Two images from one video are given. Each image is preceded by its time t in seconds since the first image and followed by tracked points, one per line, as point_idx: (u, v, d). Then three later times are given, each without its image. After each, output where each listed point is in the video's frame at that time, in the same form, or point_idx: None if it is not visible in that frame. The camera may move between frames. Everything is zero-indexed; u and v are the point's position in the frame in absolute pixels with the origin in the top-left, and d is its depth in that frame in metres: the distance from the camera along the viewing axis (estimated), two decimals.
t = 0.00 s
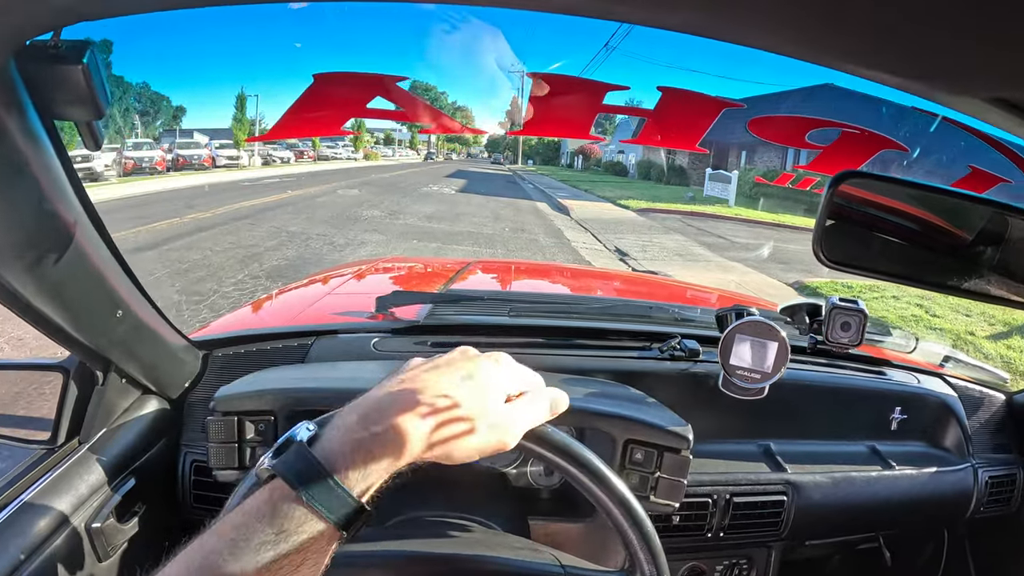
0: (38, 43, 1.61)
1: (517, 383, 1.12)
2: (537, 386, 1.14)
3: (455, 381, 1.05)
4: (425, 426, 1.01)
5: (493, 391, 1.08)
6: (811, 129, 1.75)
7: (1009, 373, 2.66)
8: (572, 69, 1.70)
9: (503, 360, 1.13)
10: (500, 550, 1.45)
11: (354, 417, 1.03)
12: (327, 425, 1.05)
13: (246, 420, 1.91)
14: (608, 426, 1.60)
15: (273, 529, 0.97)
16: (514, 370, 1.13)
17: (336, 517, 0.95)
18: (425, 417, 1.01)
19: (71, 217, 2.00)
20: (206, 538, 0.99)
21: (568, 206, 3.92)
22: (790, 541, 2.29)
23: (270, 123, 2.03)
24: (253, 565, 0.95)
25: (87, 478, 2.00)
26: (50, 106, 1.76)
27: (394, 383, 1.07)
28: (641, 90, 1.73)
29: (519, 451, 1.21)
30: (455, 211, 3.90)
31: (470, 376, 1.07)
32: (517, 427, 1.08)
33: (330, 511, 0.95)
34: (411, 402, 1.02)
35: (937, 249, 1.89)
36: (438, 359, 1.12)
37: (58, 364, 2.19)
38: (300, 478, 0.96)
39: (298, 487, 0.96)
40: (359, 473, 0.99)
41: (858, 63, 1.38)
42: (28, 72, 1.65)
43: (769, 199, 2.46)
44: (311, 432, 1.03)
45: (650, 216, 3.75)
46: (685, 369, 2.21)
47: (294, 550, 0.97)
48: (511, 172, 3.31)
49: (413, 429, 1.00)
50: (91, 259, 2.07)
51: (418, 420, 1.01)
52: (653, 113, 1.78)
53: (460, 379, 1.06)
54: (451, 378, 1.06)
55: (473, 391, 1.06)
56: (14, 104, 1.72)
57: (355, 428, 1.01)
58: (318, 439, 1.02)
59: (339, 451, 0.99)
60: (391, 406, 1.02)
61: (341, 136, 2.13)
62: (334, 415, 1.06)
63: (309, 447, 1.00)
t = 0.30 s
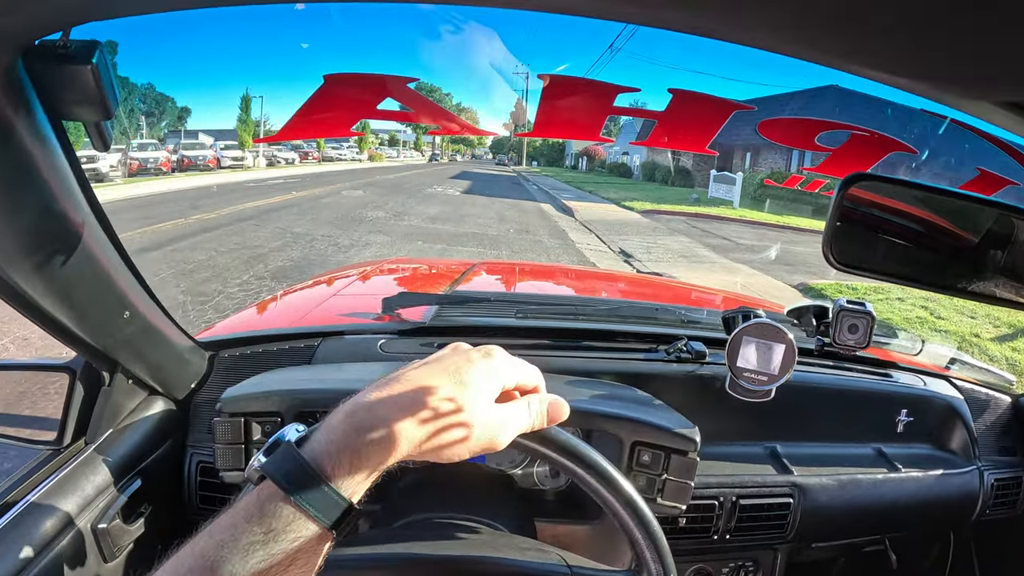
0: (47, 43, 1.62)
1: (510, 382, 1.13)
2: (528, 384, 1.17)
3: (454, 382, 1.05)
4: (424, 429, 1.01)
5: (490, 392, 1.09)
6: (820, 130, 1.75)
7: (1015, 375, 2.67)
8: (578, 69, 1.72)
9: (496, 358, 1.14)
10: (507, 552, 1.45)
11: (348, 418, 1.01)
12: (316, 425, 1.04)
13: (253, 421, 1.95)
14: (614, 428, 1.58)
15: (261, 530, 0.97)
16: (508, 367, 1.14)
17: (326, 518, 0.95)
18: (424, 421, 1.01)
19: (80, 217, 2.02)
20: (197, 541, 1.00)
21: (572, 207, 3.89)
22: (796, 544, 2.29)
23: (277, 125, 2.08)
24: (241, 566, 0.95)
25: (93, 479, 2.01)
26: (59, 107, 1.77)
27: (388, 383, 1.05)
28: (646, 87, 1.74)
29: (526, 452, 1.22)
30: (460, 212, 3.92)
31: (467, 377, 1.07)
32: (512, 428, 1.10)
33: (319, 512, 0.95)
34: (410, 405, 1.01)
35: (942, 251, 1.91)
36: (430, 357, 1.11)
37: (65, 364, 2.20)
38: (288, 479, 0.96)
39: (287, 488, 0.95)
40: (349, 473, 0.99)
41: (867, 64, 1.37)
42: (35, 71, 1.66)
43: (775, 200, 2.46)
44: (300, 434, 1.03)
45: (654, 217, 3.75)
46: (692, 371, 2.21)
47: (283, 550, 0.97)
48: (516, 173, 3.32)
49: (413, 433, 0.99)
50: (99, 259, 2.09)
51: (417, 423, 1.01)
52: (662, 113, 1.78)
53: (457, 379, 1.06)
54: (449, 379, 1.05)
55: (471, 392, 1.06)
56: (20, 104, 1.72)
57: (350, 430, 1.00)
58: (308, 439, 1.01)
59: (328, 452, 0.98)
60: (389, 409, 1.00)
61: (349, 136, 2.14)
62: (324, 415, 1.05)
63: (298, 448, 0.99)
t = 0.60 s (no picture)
0: (57, 45, 1.61)
1: (509, 360, 1.08)
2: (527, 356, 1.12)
3: (457, 382, 1.00)
4: (430, 437, 0.99)
5: (492, 383, 1.05)
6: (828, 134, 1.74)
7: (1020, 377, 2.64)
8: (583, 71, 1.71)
9: (494, 338, 1.07)
10: (514, 554, 1.46)
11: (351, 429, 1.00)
12: (316, 435, 1.05)
13: (261, 423, 1.96)
14: (621, 430, 1.59)
15: (266, 544, 1.00)
16: (508, 347, 1.07)
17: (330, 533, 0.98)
18: (429, 427, 0.99)
19: (87, 219, 2.03)
20: (203, 552, 1.03)
21: (576, 209, 3.92)
22: (802, 546, 2.28)
23: (282, 127, 2.10)
24: None
25: (99, 479, 2.02)
26: (69, 110, 1.77)
27: (386, 386, 1.00)
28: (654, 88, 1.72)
29: (535, 455, 1.23)
30: (464, 214, 3.93)
31: (469, 372, 1.02)
32: (517, 415, 1.09)
33: (322, 528, 0.97)
34: (413, 414, 0.98)
35: (947, 252, 1.89)
36: (424, 342, 1.04)
37: (71, 366, 2.22)
38: (292, 499, 0.97)
39: (289, 505, 0.97)
40: (351, 485, 1.00)
41: (872, 67, 1.38)
42: (45, 73, 1.66)
43: (780, 203, 2.46)
44: (299, 443, 1.03)
45: (659, 219, 3.75)
46: (697, 374, 2.22)
47: (289, 561, 1.01)
48: (520, 174, 3.32)
49: (419, 442, 0.98)
50: (106, 261, 2.10)
51: (421, 431, 0.99)
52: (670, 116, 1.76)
53: (459, 377, 1.01)
54: (451, 378, 1.00)
55: (475, 390, 1.02)
56: (30, 105, 1.74)
57: (354, 442, 0.99)
58: (307, 452, 1.02)
59: (329, 467, 0.99)
60: (393, 416, 0.98)
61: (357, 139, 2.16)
62: (323, 423, 1.04)
63: (298, 464, 0.99)
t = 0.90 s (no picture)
0: (56, 47, 1.61)
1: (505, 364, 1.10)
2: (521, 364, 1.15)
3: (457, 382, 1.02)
4: (436, 437, 1.00)
5: (490, 383, 1.07)
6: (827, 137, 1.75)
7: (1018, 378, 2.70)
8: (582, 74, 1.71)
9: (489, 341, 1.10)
10: (515, 557, 1.45)
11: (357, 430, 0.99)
12: (316, 436, 1.05)
13: (260, 426, 1.97)
14: (621, 433, 1.58)
15: (270, 548, 1.00)
16: (504, 351, 1.11)
17: (331, 533, 0.97)
18: (434, 425, 0.99)
19: (87, 222, 2.03)
20: (203, 556, 1.02)
21: (574, 211, 3.93)
22: (801, 548, 2.28)
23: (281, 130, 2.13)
24: None
25: (98, 482, 2.02)
26: (69, 111, 1.76)
27: (390, 387, 1.01)
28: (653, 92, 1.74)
29: (534, 458, 1.22)
30: (462, 216, 3.93)
31: (469, 371, 1.04)
32: (518, 416, 1.10)
33: (328, 531, 0.97)
34: (420, 413, 0.99)
35: (946, 255, 1.88)
36: (423, 346, 1.06)
37: (70, 369, 2.22)
38: (294, 498, 0.97)
39: (294, 508, 0.97)
40: (356, 488, 1.00)
41: (872, 70, 1.38)
42: (45, 77, 1.66)
43: (778, 205, 2.46)
44: (302, 444, 1.03)
45: (656, 221, 3.76)
46: (696, 375, 2.22)
47: (293, 565, 1.01)
48: (517, 177, 3.31)
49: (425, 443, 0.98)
50: (105, 264, 2.10)
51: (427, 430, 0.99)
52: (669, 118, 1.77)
53: (460, 377, 1.03)
54: (451, 377, 1.02)
55: (475, 390, 1.03)
56: (30, 108, 1.73)
57: (361, 443, 0.99)
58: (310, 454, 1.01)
59: (333, 469, 0.99)
60: (395, 417, 0.99)
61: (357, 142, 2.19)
62: (324, 425, 1.04)
63: (302, 466, 0.99)
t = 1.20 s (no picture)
0: (47, 47, 1.60)
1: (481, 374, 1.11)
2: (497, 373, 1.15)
3: (430, 393, 1.02)
4: (409, 449, 1.00)
5: (468, 393, 1.07)
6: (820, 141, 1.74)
7: (1004, 379, 2.76)
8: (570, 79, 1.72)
9: (468, 350, 1.11)
10: (508, 561, 1.45)
11: (337, 441, 1.00)
12: (301, 447, 1.06)
13: (250, 432, 1.93)
14: (612, 436, 1.57)
15: (255, 559, 0.99)
16: (482, 361, 1.11)
17: (316, 545, 0.97)
18: (406, 437, 1.00)
19: (76, 225, 2.01)
20: (187, 570, 1.01)
21: (561, 214, 3.96)
22: (793, 549, 2.29)
23: (268, 133, 2.12)
24: None
25: (87, 489, 1.99)
26: (58, 113, 1.75)
27: (367, 399, 1.02)
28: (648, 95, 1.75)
29: (527, 461, 1.23)
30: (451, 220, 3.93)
31: (447, 381, 1.05)
32: (500, 421, 1.09)
33: (312, 541, 0.97)
34: (393, 424, 0.99)
35: (930, 256, 1.95)
36: (402, 357, 1.08)
37: (57, 374, 2.20)
38: (278, 509, 0.97)
39: (277, 517, 0.97)
40: (340, 498, 1.00)
41: (861, 74, 1.39)
42: (35, 76, 1.64)
43: (765, 208, 2.47)
44: (286, 455, 1.04)
45: (643, 225, 3.77)
46: (687, 378, 2.22)
47: None
48: (504, 181, 3.32)
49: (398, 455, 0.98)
50: (94, 269, 2.08)
51: (399, 442, 0.99)
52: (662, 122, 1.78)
53: (435, 388, 1.03)
54: (424, 388, 1.02)
55: (449, 401, 1.04)
56: (19, 107, 1.71)
57: (340, 454, 0.99)
58: (293, 465, 1.02)
59: (316, 479, 0.99)
60: (368, 429, 0.99)
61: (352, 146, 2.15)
62: (307, 436, 1.06)
63: (285, 476, 1.00)
